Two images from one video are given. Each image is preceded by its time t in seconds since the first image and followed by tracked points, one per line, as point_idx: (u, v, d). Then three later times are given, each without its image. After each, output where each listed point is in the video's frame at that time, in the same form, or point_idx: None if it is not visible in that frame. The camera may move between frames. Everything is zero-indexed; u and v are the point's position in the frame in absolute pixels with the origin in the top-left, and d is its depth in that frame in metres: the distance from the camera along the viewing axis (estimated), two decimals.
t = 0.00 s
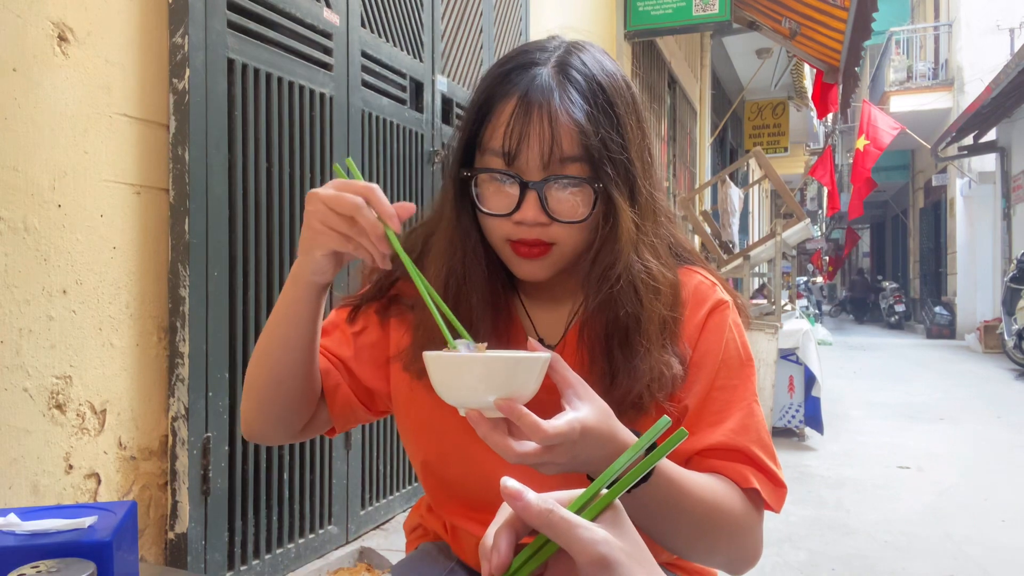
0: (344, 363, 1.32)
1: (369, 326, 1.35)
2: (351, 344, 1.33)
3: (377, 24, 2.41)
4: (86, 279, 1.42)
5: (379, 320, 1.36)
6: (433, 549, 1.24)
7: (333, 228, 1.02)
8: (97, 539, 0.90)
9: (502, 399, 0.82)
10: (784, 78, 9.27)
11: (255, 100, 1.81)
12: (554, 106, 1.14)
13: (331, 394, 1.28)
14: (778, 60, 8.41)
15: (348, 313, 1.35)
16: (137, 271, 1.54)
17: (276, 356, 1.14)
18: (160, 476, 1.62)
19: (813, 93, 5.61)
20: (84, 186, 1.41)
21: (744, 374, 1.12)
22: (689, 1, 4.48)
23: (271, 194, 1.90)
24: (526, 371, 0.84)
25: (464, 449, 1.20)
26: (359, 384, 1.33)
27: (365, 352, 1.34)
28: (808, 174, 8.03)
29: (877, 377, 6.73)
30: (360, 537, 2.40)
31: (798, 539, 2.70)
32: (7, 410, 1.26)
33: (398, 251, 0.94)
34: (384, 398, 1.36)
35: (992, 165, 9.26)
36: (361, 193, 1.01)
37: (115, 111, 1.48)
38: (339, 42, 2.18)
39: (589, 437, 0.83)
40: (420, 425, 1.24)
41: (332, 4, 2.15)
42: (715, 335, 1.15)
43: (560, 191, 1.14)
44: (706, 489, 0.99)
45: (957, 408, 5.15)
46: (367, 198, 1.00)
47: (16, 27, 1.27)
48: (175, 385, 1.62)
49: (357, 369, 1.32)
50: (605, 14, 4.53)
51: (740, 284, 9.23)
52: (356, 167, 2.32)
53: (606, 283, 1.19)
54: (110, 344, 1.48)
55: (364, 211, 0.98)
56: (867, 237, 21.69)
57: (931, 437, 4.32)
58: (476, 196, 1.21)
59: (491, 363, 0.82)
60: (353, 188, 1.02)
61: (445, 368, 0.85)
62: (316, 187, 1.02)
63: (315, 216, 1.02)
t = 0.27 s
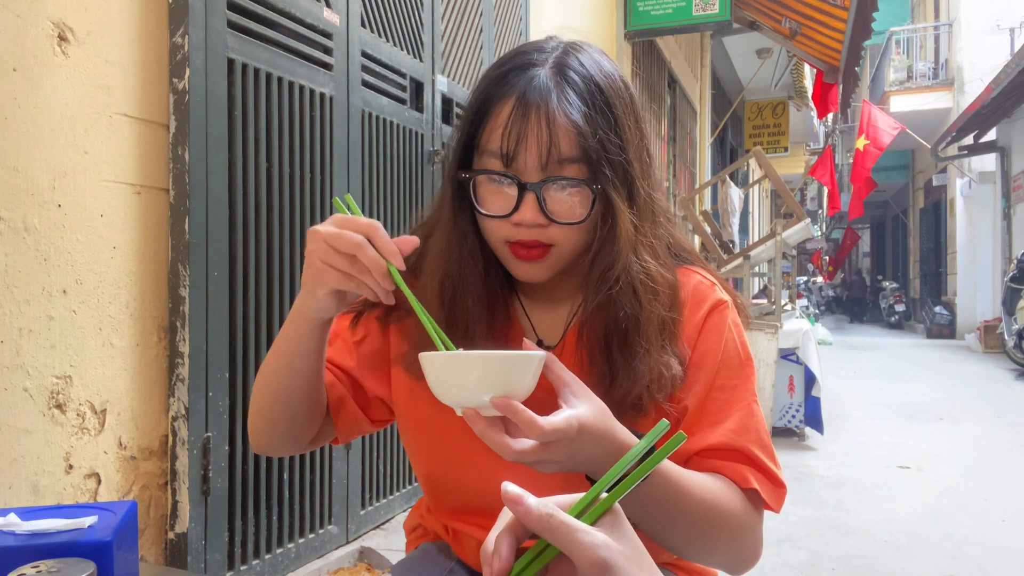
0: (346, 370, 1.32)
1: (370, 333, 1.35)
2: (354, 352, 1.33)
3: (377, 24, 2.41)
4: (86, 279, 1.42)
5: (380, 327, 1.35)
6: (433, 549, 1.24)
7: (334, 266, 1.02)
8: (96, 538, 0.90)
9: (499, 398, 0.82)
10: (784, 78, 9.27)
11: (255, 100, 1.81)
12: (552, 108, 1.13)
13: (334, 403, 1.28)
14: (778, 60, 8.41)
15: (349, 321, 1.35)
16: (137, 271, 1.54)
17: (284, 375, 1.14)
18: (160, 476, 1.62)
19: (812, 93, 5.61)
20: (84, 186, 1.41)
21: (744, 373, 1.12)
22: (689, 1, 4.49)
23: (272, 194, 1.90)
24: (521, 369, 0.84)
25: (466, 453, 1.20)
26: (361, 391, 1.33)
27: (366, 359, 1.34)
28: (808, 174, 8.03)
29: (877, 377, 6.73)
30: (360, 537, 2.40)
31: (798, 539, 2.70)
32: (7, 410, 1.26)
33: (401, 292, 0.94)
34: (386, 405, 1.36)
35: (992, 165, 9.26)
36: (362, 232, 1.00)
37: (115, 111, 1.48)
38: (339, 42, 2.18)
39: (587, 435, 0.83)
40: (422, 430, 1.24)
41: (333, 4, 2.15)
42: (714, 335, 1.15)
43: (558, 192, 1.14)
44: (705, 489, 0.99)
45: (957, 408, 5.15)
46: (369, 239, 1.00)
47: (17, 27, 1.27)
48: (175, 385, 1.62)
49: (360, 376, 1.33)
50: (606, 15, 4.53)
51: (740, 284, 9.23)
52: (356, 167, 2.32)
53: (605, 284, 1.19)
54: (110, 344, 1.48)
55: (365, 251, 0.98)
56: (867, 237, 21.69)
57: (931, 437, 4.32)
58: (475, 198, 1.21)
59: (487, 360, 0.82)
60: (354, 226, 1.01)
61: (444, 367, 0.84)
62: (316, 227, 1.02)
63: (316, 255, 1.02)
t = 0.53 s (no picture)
0: (352, 379, 1.33)
1: (374, 340, 1.36)
2: (358, 360, 1.34)
3: (377, 24, 2.41)
4: (87, 279, 1.42)
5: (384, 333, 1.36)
6: (433, 549, 1.24)
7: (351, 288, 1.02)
8: (97, 539, 0.90)
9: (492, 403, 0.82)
10: (784, 78, 9.27)
11: (255, 100, 1.81)
12: (550, 108, 1.13)
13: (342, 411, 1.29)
14: (778, 60, 8.40)
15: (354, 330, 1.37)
16: (137, 271, 1.54)
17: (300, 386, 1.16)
18: (160, 475, 1.62)
19: (813, 93, 5.61)
20: (84, 186, 1.41)
21: (742, 374, 1.12)
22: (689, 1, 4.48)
23: (272, 194, 1.90)
24: (516, 375, 0.84)
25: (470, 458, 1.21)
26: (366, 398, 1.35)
27: (371, 366, 1.35)
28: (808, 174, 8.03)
29: (877, 377, 6.73)
30: (360, 537, 2.40)
31: (798, 539, 2.70)
32: (8, 410, 1.26)
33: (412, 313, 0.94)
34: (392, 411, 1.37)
35: (992, 165, 9.26)
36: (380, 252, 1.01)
37: (115, 111, 1.48)
38: (339, 42, 2.17)
39: (581, 438, 0.84)
40: (425, 436, 1.26)
41: (332, 4, 2.15)
42: (712, 336, 1.15)
43: (556, 193, 1.14)
44: (701, 490, 0.99)
45: (957, 408, 5.15)
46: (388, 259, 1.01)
47: (17, 27, 1.27)
48: (175, 385, 1.62)
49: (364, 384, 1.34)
50: (605, 14, 4.52)
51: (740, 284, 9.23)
52: (356, 167, 2.32)
53: (603, 285, 1.19)
54: (110, 343, 1.48)
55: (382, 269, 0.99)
56: (867, 237, 21.69)
57: (932, 437, 4.31)
58: (472, 200, 1.21)
59: (482, 368, 0.81)
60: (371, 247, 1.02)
61: (435, 375, 0.84)
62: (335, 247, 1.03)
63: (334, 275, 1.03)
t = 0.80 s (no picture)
0: (352, 384, 1.34)
1: (372, 344, 1.36)
2: (357, 364, 1.34)
3: (377, 24, 2.41)
4: (86, 279, 1.42)
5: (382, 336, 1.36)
6: (433, 549, 1.24)
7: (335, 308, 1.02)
8: (97, 539, 0.90)
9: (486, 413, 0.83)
10: (784, 78, 9.27)
11: (255, 100, 1.81)
12: (546, 109, 1.14)
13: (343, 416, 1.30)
14: (778, 60, 8.41)
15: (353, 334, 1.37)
16: (137, 271, 1.54)
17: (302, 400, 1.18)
18: (160, 476, 1.62)
19: (812, 93, 5.61)
20: (84, 186, 1.41)
21: (741, 375, 1.12)
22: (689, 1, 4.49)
23: (271, 194, 1.90)
24: (509, 382, 0.85)
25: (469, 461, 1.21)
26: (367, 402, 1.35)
27: (370, 370, 1.35)
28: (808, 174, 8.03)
29: (877, 377, 6.73)
30: (360, 537, 2.40)
31: (798, 539, 2.70)
32: (8, 410, 1.26)
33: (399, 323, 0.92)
34: (392, 414, 1.38)
35: (992, 165, 9.26)
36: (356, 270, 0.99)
37: (115, 111, 1.48)
38: (339, 42, 2.18)
39: (577, 445, 0.84)
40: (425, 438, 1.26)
41: (332, 4, 2.15)
42: (711, 336, 1.15)
43: (553, 194, 1.14)
44: (699, 490, 0.99)
45: (957, 408, 5.15)
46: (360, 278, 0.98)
47: (17, 27, 1.27)
48: (175, 385, 1.62)
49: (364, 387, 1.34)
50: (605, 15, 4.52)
51: (740, 283, 9.23)
52: (356, 167, 2.32)
53: (601, 285, 1.19)
54: (110, 343, 1.48)
55: (361, 290, 0.97)
56: (867, 237, 21.69)
57: (932, 437, 4.31)
58: (470, 201, 1.21)
59: (476, 376, 0.82)
60: (344, 266, 1.00)
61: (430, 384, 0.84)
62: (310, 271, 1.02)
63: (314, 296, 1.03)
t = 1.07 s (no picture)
0: (351, 383, 1.34)
1: (371, 344, 1.36)
2: (357, 364, 1.34)
3: (377, 24, 2.41)
4: (86, 279, 1.42)
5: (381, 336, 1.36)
6: (433, 549, 1.24)
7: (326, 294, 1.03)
8: (97, 539, 0.90)
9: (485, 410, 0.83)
10: (784, 78, 9.27)
11: (255, 100, 1.81)
12: (543, 108, 1.14)
13: (342, 416, 1.30)
14: (778, 60, 8.41)
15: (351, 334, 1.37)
16: (137, 271, 1.54)
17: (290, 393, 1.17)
18: (160, 476, 1.62)
19: (812, 93, 5.61)
20: (84, 186, 1.41)
21: (740, 374, 1.12)
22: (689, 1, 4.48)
23: (271, 194, 1.90)
24: (509, 380, 0.85)
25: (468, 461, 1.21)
26: (367, 402, 1.35)
27: (369, 370, 1.35)
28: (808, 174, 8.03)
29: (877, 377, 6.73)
30: (360, 537, 2.41)
31: (798, 539, 2.70)
32: (7, 410, 1.26)
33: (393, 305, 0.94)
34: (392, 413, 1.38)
35: (992, 165, 9.26)
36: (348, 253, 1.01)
37: (115, 111, 1.48)
38: (339, 42, 2.18)
39: (577, 444, 0.84)
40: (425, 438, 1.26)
41: (333, 4, 2.15)
42: (710, 336, 1.15)
43: (551, 192, 1.14)
44: (699, 490, 0.99)
45: (957, 408, 5.15)
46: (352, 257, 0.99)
47: (17, 27, 1.27)
48: (175, 385, 1.62)
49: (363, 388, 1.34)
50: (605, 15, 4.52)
51: (740, 283, 9.23)
52: (356, 167, 2.32)
53: (598, 284, 1.19)
54: (110, 344, 1.48)
55: (353, 271, 0.98)
56: (867, 237, 21.69)
57: (932, 437, 4.31)
58: (467, 201, 1.22)
59: (476, 374, 0.82)
60: (335, 248, 1.01)
61: (431, 382, 0.84)
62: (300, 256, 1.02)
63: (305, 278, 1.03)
